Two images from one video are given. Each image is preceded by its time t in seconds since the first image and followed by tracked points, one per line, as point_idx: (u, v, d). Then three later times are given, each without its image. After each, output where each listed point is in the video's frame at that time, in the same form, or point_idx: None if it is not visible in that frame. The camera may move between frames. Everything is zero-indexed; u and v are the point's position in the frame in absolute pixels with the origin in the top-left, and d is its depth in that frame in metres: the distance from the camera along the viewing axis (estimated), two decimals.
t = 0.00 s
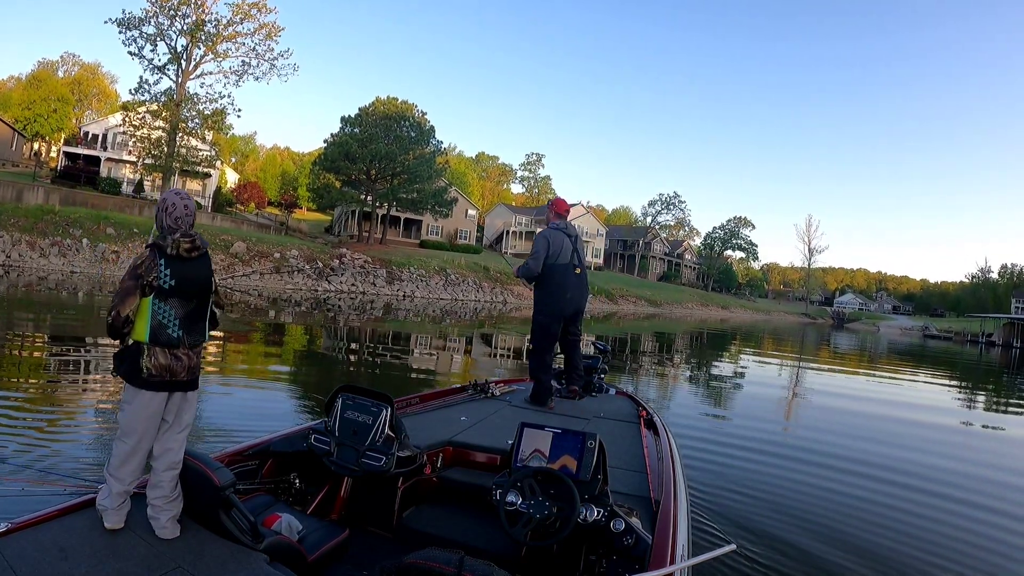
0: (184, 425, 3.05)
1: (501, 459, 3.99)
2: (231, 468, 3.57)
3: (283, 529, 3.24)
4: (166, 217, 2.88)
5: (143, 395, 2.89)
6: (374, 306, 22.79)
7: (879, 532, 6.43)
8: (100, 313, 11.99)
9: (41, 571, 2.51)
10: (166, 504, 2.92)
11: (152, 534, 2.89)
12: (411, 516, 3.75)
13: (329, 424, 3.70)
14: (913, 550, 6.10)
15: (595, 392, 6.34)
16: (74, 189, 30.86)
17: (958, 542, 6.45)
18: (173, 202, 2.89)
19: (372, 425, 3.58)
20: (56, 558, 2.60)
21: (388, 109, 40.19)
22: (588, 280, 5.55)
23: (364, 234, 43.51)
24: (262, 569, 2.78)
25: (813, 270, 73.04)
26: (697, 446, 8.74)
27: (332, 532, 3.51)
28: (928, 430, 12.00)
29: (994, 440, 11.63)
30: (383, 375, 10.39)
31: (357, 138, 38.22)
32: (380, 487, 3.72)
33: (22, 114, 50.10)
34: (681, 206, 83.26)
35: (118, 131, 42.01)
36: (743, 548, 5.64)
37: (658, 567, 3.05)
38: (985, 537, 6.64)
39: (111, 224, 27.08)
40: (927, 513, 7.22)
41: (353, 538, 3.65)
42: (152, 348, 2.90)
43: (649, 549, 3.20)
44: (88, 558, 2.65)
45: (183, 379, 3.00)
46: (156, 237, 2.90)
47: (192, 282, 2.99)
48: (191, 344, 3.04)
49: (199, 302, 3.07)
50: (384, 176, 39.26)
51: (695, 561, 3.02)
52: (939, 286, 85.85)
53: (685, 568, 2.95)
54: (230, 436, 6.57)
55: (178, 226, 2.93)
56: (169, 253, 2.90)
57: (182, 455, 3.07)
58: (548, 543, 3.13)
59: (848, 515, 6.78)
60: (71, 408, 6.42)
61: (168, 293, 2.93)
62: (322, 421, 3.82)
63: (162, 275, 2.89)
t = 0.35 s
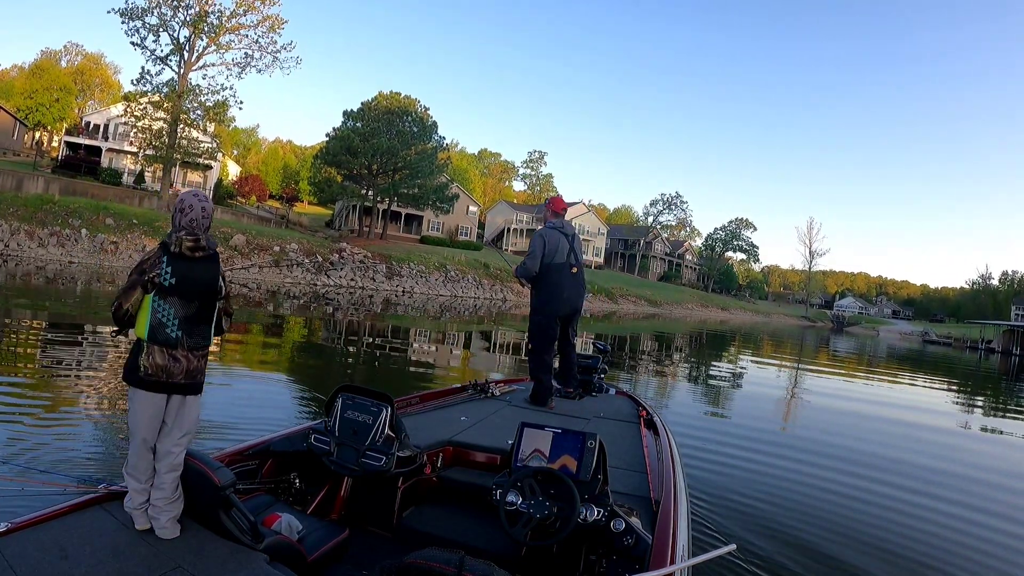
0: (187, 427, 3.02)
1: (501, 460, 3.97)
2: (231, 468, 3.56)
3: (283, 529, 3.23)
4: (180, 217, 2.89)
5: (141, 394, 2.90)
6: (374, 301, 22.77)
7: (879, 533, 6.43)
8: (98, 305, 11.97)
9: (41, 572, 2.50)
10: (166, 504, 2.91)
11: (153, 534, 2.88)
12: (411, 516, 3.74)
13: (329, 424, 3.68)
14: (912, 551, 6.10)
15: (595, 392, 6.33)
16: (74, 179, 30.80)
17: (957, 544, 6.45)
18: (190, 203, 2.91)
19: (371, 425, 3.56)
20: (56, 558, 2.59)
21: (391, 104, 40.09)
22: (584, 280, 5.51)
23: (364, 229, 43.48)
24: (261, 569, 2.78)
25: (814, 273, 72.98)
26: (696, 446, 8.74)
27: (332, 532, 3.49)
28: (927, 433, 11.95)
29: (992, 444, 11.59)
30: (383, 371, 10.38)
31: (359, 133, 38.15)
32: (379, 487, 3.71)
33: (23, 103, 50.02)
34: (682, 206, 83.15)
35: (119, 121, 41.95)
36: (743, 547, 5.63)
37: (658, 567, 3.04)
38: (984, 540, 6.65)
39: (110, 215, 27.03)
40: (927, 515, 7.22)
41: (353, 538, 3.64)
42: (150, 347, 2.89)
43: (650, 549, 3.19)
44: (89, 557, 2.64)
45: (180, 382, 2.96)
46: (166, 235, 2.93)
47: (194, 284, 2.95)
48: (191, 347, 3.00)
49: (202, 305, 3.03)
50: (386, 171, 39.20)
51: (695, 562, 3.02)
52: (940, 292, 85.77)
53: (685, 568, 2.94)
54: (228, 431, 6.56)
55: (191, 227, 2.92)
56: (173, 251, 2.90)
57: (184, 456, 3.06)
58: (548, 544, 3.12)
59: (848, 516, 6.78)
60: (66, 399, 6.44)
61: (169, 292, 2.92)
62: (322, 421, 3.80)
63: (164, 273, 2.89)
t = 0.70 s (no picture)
0: (187, 428, 3.00)
1: (501, 459, 3.95)
2: (231, 468, 3.54)
3: (283, 529, 3.22)
4: (179, 216, 2.88)
5: (140, 394, 2.89)
6: (373, 304, 22.75)
7: (882, 530, 6.40)
8: (96, 309, 11.96)
9: (41, 572, 2.49)
10: (166, 505, 2.90)
11: (153, 534, 2.87)
12: (411, 516, 3.72)
13: (329, 425, 3.66)
14: (917, 549, 6.07)
15: (595, 392, 6.31)
16: (73, 184, 30.80)
17: (961, 541, 6.42)
18: (190, 203, 2.90)
19: (372, 426, 3.54)
20: (56, 558, 2.58)
21: (389, 106, 40.07)
22: (579, 281, 5.49)
23: (364, 231, 43.49)
24: (262, 569, 2.77)
25: (814, 272, 72.91)
26: (699, 446, 8.70)
27: (332, 532, 3.47)
28: (929, 432, 11.88)
29: (995, 443, 11.52)
30: (383, 374, 10.35)
31: (358, 135, 38.14)
32: (380, 487, 3.69)
33: (22, 108, 50.07)
34: (682, 206, 83.07)
35: (118, 126, 41.98)
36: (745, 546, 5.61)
37: (658, 567, 3.02)
38: (988, 537, 6.62)
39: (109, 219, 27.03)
40: (931, 513, 7.18)
41: (354, 538, 3.62)
42: (149, 346, 2.88)
43: (650, 548, 3.18)
44: (89, 557, 2.63)
45: (179, 382, 2.94)
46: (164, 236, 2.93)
47: (191, 283, 2.92)
48: (190, 347, 2.97)
49: (201, 305, 3.01)
50: (384, 173, 39.16)
51: (696, 562, 2.99)
52: (941, 290, 85.67)
53: (685, 567, 2.92)
54: (228, 432, 6.55)
55: (188, 227, 2.90)
56: (169, 251, 2.90)
57: (184, 456, 3.04)
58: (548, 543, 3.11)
59: (850, 513, 6.76)
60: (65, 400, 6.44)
61: (166, 291, 2.90)
62: (322, 422, 3.78)
63: (160, 273, 2.89)
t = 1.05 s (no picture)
0: (186, 428, 2.99)
1: (501, 459, 3.94)
2: (231, 468, 3.51)
3: (283, 529, 3.20)
4: (177, 216, 2.86)
5: (142, 395, 2.88)
6: (373, 306, 22.75)
7: (885, 531, 6.35)
8: (97, 314, 11.97)
9: (41, 572, 2.48)
10: (167, 504, 2.88)
11: (152, 534, 2.85)
12: (411, 517, 3.70)
13: (329, 425, 3.64)
14: (920, 549, 6.03)
15: (595, 392, 6.29)
16: (72, 189, 30.83)
17: (965, 540, 6.38)
18: (188, 203, 2.89)
19: (372, 426, 3.52)
20: (56, 558, 2.57)
21: (388, 108, 40.07)
22: (578, 282, 5.48)
23: (364, 234, 43.48)
24: (262, 569, 2.76)
25: (815, 271, 72.82)
26: (702, 446, 8.66)
27: (332, 532, 3.46)
28: (931, 429, 11.83)
29: (998, 439, 11.45)
30: (385, 376, 10.33)
31: (357, 137, 38.15)
32: (380, 487, 3.67)
33: (21, 113, 50.18)
34: (683, 206, 83.02)
35: (117, 130, 42.06)
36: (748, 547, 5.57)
37: (658, 567, 3.01)
38: (991, 535, 6.58)
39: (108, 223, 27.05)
40: (933, 512, 7.15)
41: (354, 538, 3.60)
42: (150, 348, 2.86)
43: (650, 548, 3.16)
44: (89, 557, 2.62)
45: (179, 382, 2.93)
46: (161, 236, 2.90)
47: (191, 283, 2.91)
48: (191, 347, 2.97)
49: (201, 305, 3.00)
50: (384, 175, 39.15)
51: (695, 562, 2.98)
52: (943, 288, 85.46)
53: (685, 567, 2.90)
54: (228, 433, 6.54)
55: (187, 226, 2.89)
56: (170, 251, 2.87)
57: (184, 456, 3.03)
58: (548, 543, 3.09)
59: (854, 514, 6.71)
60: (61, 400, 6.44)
61: (167, 292, 2.89)
62: (322, 422, 3.76)
63: (162, 274, 2.86)
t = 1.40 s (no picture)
0: (186, 428, 2.98)
1: (501, 459, 3.92)
2: (230, 468, 3.49)
3: (283, 529, 3.19)
4: (176, 215, 2.85)
5: (142, 397, 2.85)
6: (375, 305, 22.74)
7: (883, 533, 6.34)
8: (96, 312, 11.99)
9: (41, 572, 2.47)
10: (166, 504, 2.87)
11: (152, 534, 2.85)
12: (411, 516, 3.69)
13: (329, 424, 3.62)
14: (918, 551, 6.01)
15: (595, 392, 6.28)
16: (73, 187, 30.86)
17: (962, 542, 6.37)
18: (187, 203, 2.87)
19: (371, 425, 3.50)
20: (56, 558, 2.56)
21: (390, 107, 40.07)
22: (581, 283, 5.45)
23: (365, 232, 43.49)
24: (261, 569, 2.76)
25: (817, 271, 72.74)
26: (703, 446, 8.63)
27: (332, 532, 3.45)
28: (933, 429, 11.79)
29: (1000, 439, 11.41)
30: (386, 376, 10.28)
31: (358, 136, 38.12)
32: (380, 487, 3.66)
33: (23, 111, 50.25)
34: (685, 206, 82.94)
35: (118, 128, 42.10)
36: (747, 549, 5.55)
37: (658, 567, 3.00)
38: (991, 537, 6.56)
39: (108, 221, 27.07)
40: (930, 512, 7.15)
41: (353, 536, 3.59)
42: (152, 349, 2.84)
43: (650, 549, 3.16)
44: (89, 558, 2.61)
45: (181, 383, 2.92)
46: (161, 237, 2.87)
47: (194, 284, 2.90)
48: (192, 347, 2.96)
49: (202, 305, 2.99)
50: (385, 174, 39.16)
51: (695, 562, 2.97)
52: (946, 289, 85.24)
53: (685, 568, 2.89)
54: (228, 432, 6.54)
55: (186, 226, 2.88)
56: (172, 252, 2.84)
57: (184, 456, 3.02)
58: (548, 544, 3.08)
59: (853, 516, 6.68)
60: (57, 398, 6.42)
61: (170, 293, 2.86)
62: (322, 421, 3.74)
63: (164, 275, 2.84)
